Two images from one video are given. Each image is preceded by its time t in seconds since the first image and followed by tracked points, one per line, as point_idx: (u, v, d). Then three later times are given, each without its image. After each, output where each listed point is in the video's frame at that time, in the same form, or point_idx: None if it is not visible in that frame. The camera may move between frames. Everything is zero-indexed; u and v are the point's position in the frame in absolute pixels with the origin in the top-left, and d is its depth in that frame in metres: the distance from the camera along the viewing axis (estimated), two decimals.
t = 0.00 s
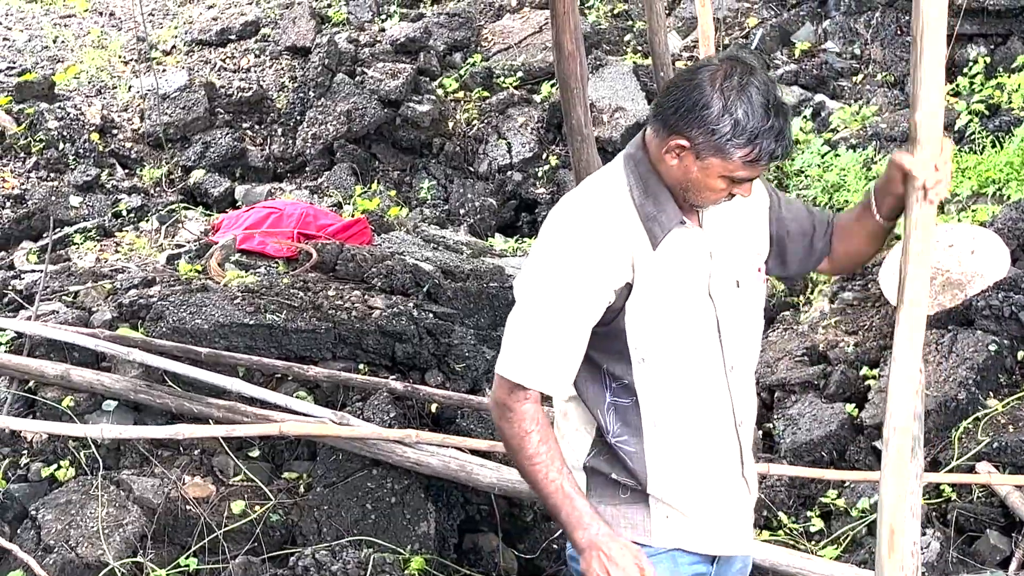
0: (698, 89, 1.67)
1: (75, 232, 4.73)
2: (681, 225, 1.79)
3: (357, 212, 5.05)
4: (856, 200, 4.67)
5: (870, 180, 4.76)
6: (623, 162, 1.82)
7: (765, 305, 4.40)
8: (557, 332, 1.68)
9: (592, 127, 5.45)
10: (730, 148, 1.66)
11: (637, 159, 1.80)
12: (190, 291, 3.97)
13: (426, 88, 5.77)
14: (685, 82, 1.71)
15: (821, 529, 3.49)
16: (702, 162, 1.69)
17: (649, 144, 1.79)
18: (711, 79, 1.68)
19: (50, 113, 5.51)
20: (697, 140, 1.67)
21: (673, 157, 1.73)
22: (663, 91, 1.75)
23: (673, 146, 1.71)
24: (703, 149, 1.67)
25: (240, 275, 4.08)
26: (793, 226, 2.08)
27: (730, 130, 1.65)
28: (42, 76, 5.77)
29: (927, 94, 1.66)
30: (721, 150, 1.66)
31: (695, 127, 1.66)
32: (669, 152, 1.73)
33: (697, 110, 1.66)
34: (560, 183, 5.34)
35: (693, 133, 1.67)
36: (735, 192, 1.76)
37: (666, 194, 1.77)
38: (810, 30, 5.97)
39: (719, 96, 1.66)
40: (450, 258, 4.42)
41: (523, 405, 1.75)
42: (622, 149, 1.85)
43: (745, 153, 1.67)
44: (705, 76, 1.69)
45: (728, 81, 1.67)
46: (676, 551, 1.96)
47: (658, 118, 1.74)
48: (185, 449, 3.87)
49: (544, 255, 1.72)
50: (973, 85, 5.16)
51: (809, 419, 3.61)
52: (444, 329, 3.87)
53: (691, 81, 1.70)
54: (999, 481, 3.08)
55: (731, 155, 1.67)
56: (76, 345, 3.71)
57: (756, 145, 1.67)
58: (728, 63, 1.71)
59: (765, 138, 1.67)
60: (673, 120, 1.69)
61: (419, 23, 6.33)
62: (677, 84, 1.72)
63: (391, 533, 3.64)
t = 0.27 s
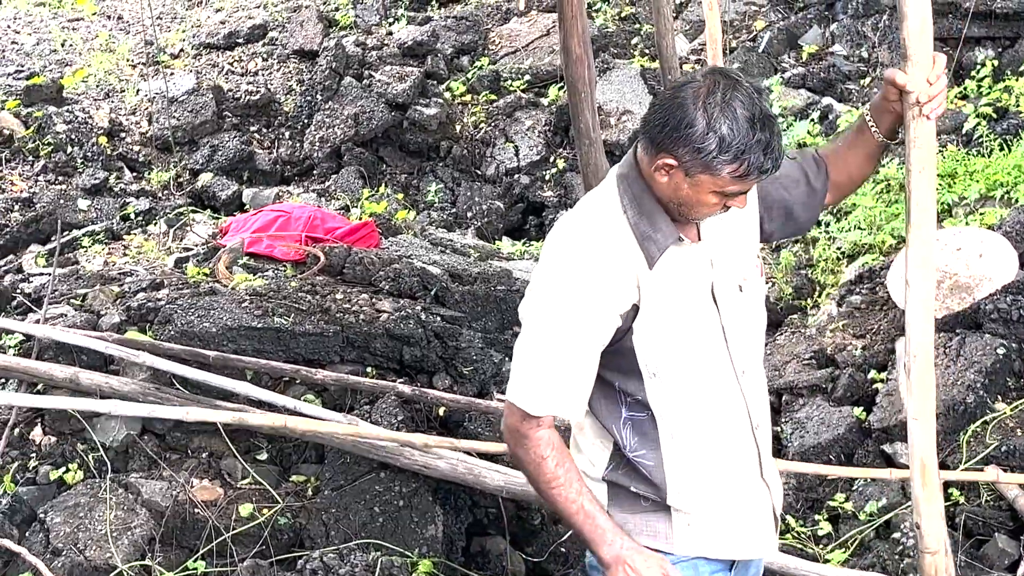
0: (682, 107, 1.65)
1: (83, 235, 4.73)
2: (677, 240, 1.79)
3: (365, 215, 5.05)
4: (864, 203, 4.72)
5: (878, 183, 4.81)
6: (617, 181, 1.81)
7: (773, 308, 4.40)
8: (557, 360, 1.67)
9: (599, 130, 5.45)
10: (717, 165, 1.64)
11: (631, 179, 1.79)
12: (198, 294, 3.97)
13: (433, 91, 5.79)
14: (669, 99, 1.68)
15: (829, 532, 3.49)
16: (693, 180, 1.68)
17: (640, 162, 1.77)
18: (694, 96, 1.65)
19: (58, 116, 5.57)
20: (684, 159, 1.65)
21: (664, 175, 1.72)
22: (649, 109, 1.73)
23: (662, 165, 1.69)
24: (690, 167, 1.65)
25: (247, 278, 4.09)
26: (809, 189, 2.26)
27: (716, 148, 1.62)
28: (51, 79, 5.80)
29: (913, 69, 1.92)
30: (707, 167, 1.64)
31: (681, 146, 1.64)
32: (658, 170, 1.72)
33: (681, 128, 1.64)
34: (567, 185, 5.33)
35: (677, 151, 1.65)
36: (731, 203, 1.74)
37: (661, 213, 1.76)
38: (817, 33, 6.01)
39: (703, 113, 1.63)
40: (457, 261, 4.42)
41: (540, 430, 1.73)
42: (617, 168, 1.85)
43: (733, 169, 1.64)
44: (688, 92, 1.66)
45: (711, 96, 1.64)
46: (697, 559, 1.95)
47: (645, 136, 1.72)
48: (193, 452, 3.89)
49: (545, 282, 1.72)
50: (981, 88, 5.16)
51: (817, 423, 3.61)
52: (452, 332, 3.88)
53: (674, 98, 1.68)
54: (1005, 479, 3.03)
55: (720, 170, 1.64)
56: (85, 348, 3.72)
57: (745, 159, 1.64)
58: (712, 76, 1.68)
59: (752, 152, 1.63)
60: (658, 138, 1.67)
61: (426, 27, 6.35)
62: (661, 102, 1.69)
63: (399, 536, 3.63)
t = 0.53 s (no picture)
0: (708, 117, 1.65)
1: (91, 237, 4.74)
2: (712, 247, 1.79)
3: (372, 217, 5.05)
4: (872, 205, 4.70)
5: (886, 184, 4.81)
6: (642, 195, 1.80)
7: (780, 311, 4.41)
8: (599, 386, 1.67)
9: (606, 132, 5.46)
10: (750, 172, 1.64)
11: (659, 192, 1.78)
12: (206, 296, 3.98)
13: (440, 94, 5.79)
14: (692, 111, 1.69)
15: (836, 535, 3.49)
16: (726, 188, 1.68)
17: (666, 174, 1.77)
18: (723, 106, 1.66)
19: (66, 119, 5.55)
20: (716, 169, 1.65)
21: (694, 185, 1.72)
22: (672, 122, 1.73)
23: (694, 176, 1.69)
24: (723, 175, 1.65)
25: (255, 281, 4.10)
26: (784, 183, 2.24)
27: (749, 155, 1.63)
28: (59, 82, 5.80)
29: (848, 30, 1.90)
30: (740, 175, 1.64)
31: (713, 156, 1.64)
32: (689, 181, 1.71)
33: (712, 138, 1.64)
34: (574, 188, 5.34)
35: (709, 160, 1.65)
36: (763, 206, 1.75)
37: (694, 223, 1.76)
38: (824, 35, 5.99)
39: (732, 122, 1.64)
40: (464, 263, 4.42)
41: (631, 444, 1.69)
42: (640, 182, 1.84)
43: (766, 175, 1.65)
44: (715, 101, 1.67)
45: (738, 104, 1.65)
46: (728, 559, 1.99)
47: (671, 147, 1.72)
48: (200, 454, 3.89)
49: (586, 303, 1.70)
50: (989, 90, 5.16)
51: (824, 425, 3.60)
52: (459, 334, 3.87)
53: (698, 109, 1.68)
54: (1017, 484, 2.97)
55: (755, 176, 1.65)
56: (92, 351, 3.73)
57: (778, 162, 1.65)
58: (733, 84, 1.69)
59: (784, 157, 1.64)
60: (687, 150, 1.67)
61: (434, 29, 6.36)
62: (685, 114, 1.70)
63: (406, 539, 3.62)
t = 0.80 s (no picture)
0: (769, 137, 1.76)
1: (98, 239, 4.75)
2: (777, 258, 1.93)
3: (379, 219, 5.05)
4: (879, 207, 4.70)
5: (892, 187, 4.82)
6: (703, 223, 1.90)
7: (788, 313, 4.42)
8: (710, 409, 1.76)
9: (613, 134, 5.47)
10: (815, 183, 1.77)
11: (724, 218, 1.88)
12: (213, 298, 3.98)
13: (447, 95, 5.80)
14: (746, 135, 1.79)
15: (843, 538, 3.46)
16: (789, 202, 1.81)
17: (725, 200, 1.88)
18: (779, 124, 1.77)
19: (73, 120, 5.57)
20: (782, 185, 1.77)
21: (759, 203, 1.83)
22: (726, 147, 1.83)
23: (760, 196, 1.81)
24: (788, 190, 1.78)
25: (262, 282, 4.11)
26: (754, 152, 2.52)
27: (814, 168, 1.75)
28: (66, 84, 5.80)
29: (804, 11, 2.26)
30: (808, 186, 1.77)
31: (780, 174, 1.76)
32: (754, 200, 1.83)
33: (778, 158, 1.75)
34: (581, 190, 5.35)
35: (777, 178, 1.77)
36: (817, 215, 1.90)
37: (761, 240, 1.89)
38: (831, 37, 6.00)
39: (793, 141, 1.76)
40: (471, 265, 4.43)
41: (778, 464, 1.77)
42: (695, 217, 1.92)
43: (829, 181, 1.78)
44: (769, 121, 1.78)
45: (792, 123, 1.77)
46: (743, 545, 2.22)
47: (731, 172, 1.82)
48: (207, 455, 3.90)
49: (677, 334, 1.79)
50: (996, 92, 5.16)
51: (832, 427, 3.59)
52: (466, 336, 3.88)
53: (752, 133, 1.79)
54: None
55: (818, 186, 1.78)
56: (100, 352, 3.73)
57: (839, 168, 1.78)
58: (781, 102, 1.81)
59: (844, 162, 1.78)
60: (750, 172, 1.78)
61: (441, 31, 6.37)
62: (740, 139, 1.80)
63: (413, 541, 3.62)
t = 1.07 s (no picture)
0: (827, 165, 1.82)
1: (105, 240, 4.76)
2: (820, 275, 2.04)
3: (385, 220, 5.06)
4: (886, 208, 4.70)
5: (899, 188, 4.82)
6: (759, 247, 1.92)
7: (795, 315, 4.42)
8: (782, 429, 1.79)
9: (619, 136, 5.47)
10: (868, 208, 1.85)
11: (780, 243, 1.92)
12: (219, 299, 3.99)
13: (453, 97, 5.81)
14: (802, 164, 1.85)
15: (850, 539, 3.47)
16: (840, 226, 1.89)
17: (778, 225, 1.92)
18: (836, 151, 1.83)
19: (81, 122, 5.56)
20: (837, 211, 1.85)
21: (811, 227, 1.90)
22: (780, 172, 1.88)
23: (813, 222, 1.88)
24: (841, 216, 1.86)
25: (269, 283, 4.13)
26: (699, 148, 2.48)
27: (869, 194, 1.83)
28: (73, 85, 5.81)
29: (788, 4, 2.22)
30: (860, 211, 1.85)
31: (837, 201, 1.83)
32: (807, 225, 1.90)
33: (837, 186, 1.81)
34: (587, 192, 5.35)
35: (833, 204, 1.84)
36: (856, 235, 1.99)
37: (810, 261, 1.98)
38: (837, 39, 5.98)
39: (850, 168, 1.82)
40: (478, 266, 4.44)
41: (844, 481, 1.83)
42: (749, 242, 1.93)
43: (880, 205, 1.86)
44: (824, 147, 1.83)
45: (848, 150, 1.83)
46: (760, 544, 2.31)
47: (786, 197, 1.88)
48: (213, 456, 3.90)
49: (743, 356, 1.78)
50: (1003, 94, 5.15)
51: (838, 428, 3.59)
52: (472, 337, 3.88)
53: (808, 160, 1.84)
54: None
55: (869, 212, 1.87)
56: (106, 354, 3.73)
57: (890, 193, 1.87)
58: (833, 128, 1.86)
59: (895, 186, 1.86)
60: (807, 199, 1.85)
61: (447, 33, 6.38)
62: (797, 167, 1.85)
63: (419, 542, 3.61)
